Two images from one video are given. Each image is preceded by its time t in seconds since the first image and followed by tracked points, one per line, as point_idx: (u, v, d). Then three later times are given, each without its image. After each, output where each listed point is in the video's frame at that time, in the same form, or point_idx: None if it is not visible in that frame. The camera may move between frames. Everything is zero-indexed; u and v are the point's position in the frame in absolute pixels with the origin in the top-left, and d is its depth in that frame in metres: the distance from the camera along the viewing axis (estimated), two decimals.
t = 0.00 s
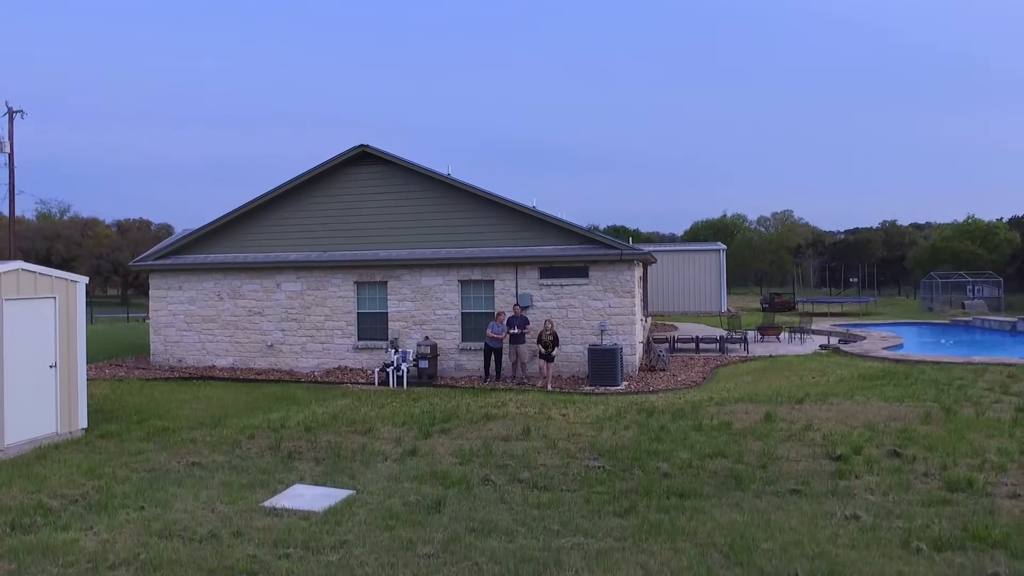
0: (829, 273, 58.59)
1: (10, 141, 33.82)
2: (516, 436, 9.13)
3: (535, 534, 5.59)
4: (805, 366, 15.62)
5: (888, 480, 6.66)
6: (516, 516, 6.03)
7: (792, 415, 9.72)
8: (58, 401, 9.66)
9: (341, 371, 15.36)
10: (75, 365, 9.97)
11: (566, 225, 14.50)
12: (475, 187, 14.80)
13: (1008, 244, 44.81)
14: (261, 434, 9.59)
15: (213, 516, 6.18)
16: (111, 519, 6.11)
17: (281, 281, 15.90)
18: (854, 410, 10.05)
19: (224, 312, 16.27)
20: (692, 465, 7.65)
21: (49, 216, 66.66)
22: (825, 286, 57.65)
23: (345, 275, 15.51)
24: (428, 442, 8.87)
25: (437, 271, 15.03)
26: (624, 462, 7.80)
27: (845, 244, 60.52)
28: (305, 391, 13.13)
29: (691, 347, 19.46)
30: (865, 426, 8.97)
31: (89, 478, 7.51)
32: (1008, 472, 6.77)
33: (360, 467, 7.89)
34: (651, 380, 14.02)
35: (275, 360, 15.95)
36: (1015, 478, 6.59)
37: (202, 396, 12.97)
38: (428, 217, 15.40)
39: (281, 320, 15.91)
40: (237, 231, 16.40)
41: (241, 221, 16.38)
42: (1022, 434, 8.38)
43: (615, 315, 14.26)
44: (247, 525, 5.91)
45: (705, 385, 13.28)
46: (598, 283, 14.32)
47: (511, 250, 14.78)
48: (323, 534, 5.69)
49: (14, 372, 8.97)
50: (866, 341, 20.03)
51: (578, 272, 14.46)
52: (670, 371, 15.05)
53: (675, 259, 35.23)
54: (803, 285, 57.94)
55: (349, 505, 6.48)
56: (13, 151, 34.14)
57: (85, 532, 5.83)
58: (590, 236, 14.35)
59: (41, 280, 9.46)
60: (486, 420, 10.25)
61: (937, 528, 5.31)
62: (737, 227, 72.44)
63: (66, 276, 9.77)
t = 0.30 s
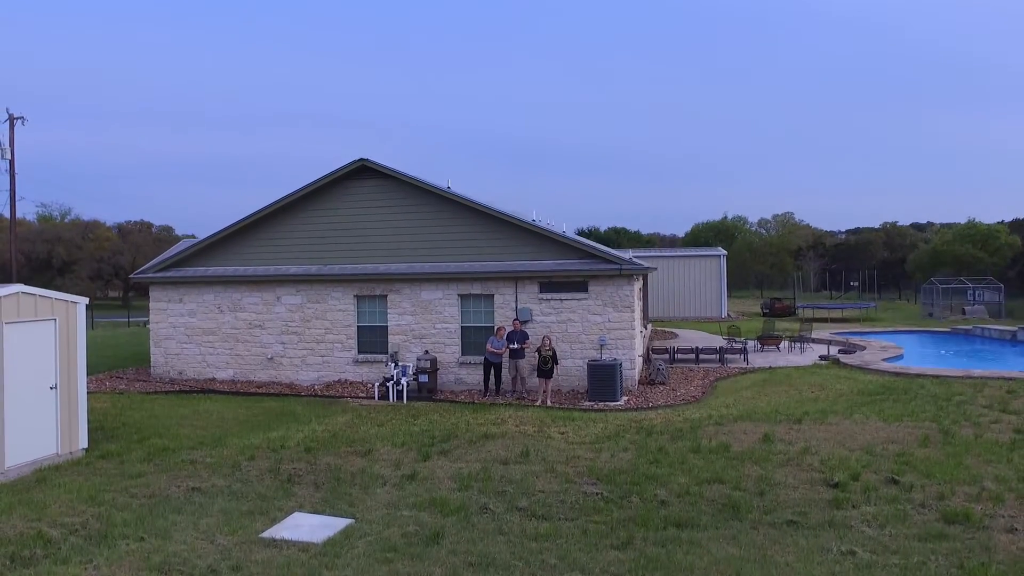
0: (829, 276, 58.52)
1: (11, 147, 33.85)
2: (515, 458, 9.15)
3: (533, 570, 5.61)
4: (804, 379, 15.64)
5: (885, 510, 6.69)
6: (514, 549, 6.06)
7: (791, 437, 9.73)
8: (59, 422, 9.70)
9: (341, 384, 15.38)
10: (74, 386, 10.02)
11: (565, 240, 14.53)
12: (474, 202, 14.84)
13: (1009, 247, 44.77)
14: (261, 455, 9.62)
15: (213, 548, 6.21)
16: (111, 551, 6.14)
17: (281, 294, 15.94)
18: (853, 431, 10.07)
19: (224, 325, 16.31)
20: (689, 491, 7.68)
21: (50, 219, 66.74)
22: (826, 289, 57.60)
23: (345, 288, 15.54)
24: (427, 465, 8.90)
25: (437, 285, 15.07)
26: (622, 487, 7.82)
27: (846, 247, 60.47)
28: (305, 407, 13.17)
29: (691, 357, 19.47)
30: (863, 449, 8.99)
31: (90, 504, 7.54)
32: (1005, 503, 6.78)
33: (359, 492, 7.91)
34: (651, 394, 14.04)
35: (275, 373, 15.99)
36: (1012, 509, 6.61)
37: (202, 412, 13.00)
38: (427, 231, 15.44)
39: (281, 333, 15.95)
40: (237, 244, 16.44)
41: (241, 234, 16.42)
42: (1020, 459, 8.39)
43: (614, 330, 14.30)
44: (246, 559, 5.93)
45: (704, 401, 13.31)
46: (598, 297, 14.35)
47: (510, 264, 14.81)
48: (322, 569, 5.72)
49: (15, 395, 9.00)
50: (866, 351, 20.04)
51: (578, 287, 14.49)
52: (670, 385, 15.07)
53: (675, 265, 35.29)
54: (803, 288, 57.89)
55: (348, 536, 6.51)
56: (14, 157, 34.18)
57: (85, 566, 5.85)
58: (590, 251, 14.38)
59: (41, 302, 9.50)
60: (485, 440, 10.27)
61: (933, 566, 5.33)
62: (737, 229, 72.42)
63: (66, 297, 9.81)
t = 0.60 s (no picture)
0: (829, 277, 58.48)
1: (13, 148, 33.83)
2: (514, 465, 9.15)
3: None
4: (804, 384, 15.64)
5: (884, 521, 6.68)
6: (512, 561, 6.05)
7: (790, 444, 9.73)
8: (58, 430, 9.71)
9: (341, 389, 15.38)
10: (74, 393, 10.02)
11: (565, 245, 14.52)
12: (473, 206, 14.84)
13: (1010, 248, 44.75)
14: (260, 462, 9.62)
15: (211, 558, 6.22)
16: (110, 562, 6.14)
17: (281, 298, 15.95)
18: (853, 438, 10.06)
19: (224, 329, 16.32)
20: (688, 500, 7.68)
21: (51, 219, 66.80)
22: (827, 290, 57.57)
23: (345, 293, 15.55)
24: (426, 473, 8.90)
25: (436, 290, 15.07)
26: (621, 496, 7.82)
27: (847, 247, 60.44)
28: (305, 412, 13.17)
29: (691, 361, 19.47)
30: (863, 457, 8.98)
31: (89, 513, 7.55)
32: (1004, 513, 6.78)
33: (358, 501, 7.91)
34: (650, 399, 14.02)
35: (275, 377, 15.99)
36: (1011, 520, 6.60)
37: (202, 417, 13.01)
38: (427, 235, 15.44)
39: (281, 337, 15.95)
40: (237, 248, 16.44)
41: (241, 238, 16.43)
42: (1019, 467, 8.38)
43: (614, 335, 14.29)
44: (244, 570, 5.94)
45: (704, 406, 13.30)
46: (597, 302, 14.35)
47: (510, 269, 14.81)
48: None
49: (14, 403, 9.01)
50: (866, 354, 20.03)
51: (577, 292, 14.49)
52: (669, 390, 15.06)
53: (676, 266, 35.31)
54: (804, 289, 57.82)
55: (346, 546, 6.51)
56: (15, 158, 34.18)
57: None
58: (589, 256, 14.38)
59: (40, 310, 9.51)
60: (484, 446, 10.27)
61: None
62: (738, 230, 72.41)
63: (65, 304, 9.82)
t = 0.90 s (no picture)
0: (830, 275, 58.47)
1: (12, 146, 33.83)
2: (512, 455, 9.15)
3: (528, 565, 5.60)
4: (803, 377, 15.64)
5: (881, 507, 6.68)
6: (509, 545, 6.05)
7: (789, 435, 9.73)
8: (57, 420, 9.71)
9: (340, 383, 15.37)
10: (73, 383, 10.02)
11: (564, 238, 14.51)
12: (473, 200, 14.83)
13: (1011, 246, 44.72)
14: (259, 453, 9.62)
15: (208, 543, 6.22)
16: (107, 547, 6.14)
17: (280, 293, 15.95)
18: (852, 428, 10.06)
19: (223, 323, 16.32)
20: (686, 488, 7.69)
21: (52, 218, 66.93)
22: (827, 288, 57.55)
23: (344, 286, 15.54)
24: (424, 462, 8.89)
25: (436, 283, 15.07)
26: (619, 484, 7.83)
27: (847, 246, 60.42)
28: (303, 405, 13.18)
29: (691, 356, 19.46)
30: (861, 447, 8.98)
31: (87, 500, 7.55)
32: (1002, 499, 6.77)
33: (355, 489, 7.90)
34: (650, 393, 14.01)
35: (274, 371, 15.99)
36: (1009, 506, 6.59)
37: (201, 410, 13.01)
38: (426, 229, 15.44)
39: (280, 331, 15.95)
40: (236, 243, 16.45)
41: (240, 232, 16.43)
42: (1018, 456, 8.38)
43: (613, 328, 14.28)
44: (241, 554, 5.94)
45: (703, 399, 13.30)
46: (596, 295, 14.34)
47: (509, 262, 14.80)
48: (316, 564, 5.72)
49: (14, 393, 9.02)
50: (866, 349, 20.01)
51: (577, 285, 14.49)
52: (669, 383, 15.05)
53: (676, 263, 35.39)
54: (804, 287, 57.81)
55: (344, 532, 6.51)
56: (15, 155, 34.17)
57: (80, 561, 5.84)
58: (588, 250, 14.37)
59: (39, 300, 9.51)
60: (482, 437, 10.28)
61: (929, 562, 5.32)
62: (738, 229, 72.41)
63: (64, 295, 9.82)
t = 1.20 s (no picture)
0: (831, 271, 58.45)
1: (13, 141, 33.86)
2: (511, 435, 9.14)
3: (526, 534, 5.58)
4: (804, 365, 15.64)
5: (880, 480, 6.67)
6: (506, 516, 6.03)
7: (788, 416, 9.73)
8: (56, 401, 9.70)
9: (340, 371, 15.38)
10: (72, 365, 10.01)
11: (564, 225, 14.49)
12: (472, 187, 14.82)
13: (1012, 242, 44.66)
14: (257, 434, 9.62)
15: (205, 514, 6.21)
16: (104, 517, 6.13)
17: (280, 281, 15.94)
18: (851, 410, 10.04)
19: (223, 311, 16.32)
20: (685, 464, 7.69)
21: (53, 215, 67.03)
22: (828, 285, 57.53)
23: (344, 274, 15.54)
24: (423, 442, 8.89)
25: (435, 271, 15.06)
26: (618, 461, 7.82)
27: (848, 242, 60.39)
28: (303, 391, 13.18)
29: (691, 346, 19.45)
30: (860, 426, 8.96)
31: (85, 476, 7.54)
32: (1001, 473, 6.75)
33: (353, 466, 7.89)
34: (649, 379, 14.01)
35: (274, 360, 15.99)
36: (1008, 478, 6.58)
37: (200, 396, 13.01)
38: (426, 216, 15.43)
39: (280, 319, 15.95)
40: (236, 231, 16.45)
41: (240, 221, 16.42)
42: (1017, 434, 8.37)
43: (613, 315, 14.26)
44: (238, 524, 5.93)
45: (703, 385, 13.29)
46: (596, 282, 14.32)
47: (509, 250, 14.79)
48: (313, 533, 5.70)
49: (13, 373, 9.02)
50: (866, 340, 19.99)
51: (576, 272, 14.47)
52: (669, 370, 15.04)
53: (675, 257, 35.30)
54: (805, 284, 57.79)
55: (342, 504, 6.50)
56: (15, 150, 34.17)
57: (77, 531, 5.83)
58: (588, 236, 14.35)
59: (38, 281, 9.50)
60: (482, 419, 10.28)
61: (926, 528, 5.30)
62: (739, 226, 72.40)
63: (63, 276, 9.81)
